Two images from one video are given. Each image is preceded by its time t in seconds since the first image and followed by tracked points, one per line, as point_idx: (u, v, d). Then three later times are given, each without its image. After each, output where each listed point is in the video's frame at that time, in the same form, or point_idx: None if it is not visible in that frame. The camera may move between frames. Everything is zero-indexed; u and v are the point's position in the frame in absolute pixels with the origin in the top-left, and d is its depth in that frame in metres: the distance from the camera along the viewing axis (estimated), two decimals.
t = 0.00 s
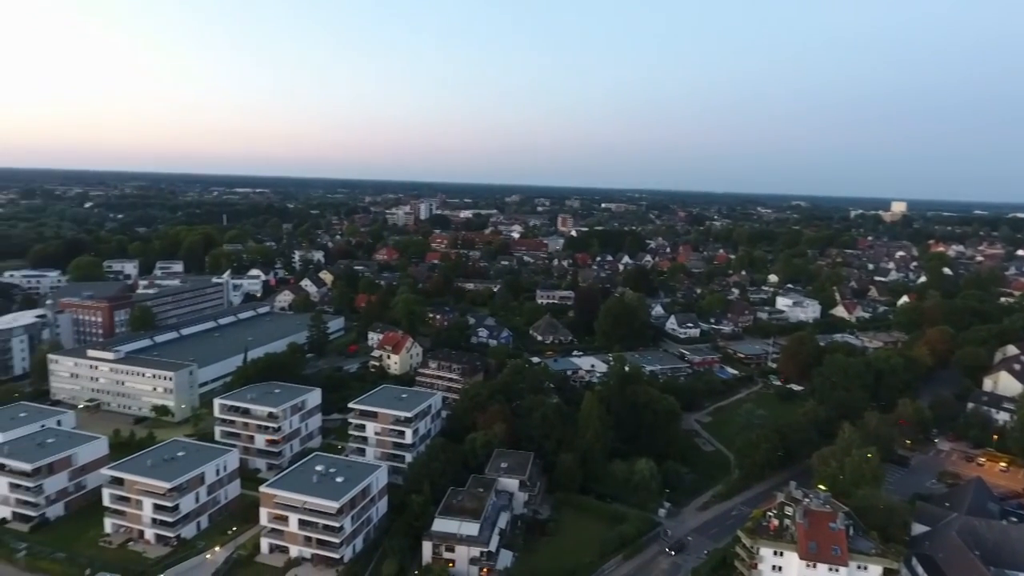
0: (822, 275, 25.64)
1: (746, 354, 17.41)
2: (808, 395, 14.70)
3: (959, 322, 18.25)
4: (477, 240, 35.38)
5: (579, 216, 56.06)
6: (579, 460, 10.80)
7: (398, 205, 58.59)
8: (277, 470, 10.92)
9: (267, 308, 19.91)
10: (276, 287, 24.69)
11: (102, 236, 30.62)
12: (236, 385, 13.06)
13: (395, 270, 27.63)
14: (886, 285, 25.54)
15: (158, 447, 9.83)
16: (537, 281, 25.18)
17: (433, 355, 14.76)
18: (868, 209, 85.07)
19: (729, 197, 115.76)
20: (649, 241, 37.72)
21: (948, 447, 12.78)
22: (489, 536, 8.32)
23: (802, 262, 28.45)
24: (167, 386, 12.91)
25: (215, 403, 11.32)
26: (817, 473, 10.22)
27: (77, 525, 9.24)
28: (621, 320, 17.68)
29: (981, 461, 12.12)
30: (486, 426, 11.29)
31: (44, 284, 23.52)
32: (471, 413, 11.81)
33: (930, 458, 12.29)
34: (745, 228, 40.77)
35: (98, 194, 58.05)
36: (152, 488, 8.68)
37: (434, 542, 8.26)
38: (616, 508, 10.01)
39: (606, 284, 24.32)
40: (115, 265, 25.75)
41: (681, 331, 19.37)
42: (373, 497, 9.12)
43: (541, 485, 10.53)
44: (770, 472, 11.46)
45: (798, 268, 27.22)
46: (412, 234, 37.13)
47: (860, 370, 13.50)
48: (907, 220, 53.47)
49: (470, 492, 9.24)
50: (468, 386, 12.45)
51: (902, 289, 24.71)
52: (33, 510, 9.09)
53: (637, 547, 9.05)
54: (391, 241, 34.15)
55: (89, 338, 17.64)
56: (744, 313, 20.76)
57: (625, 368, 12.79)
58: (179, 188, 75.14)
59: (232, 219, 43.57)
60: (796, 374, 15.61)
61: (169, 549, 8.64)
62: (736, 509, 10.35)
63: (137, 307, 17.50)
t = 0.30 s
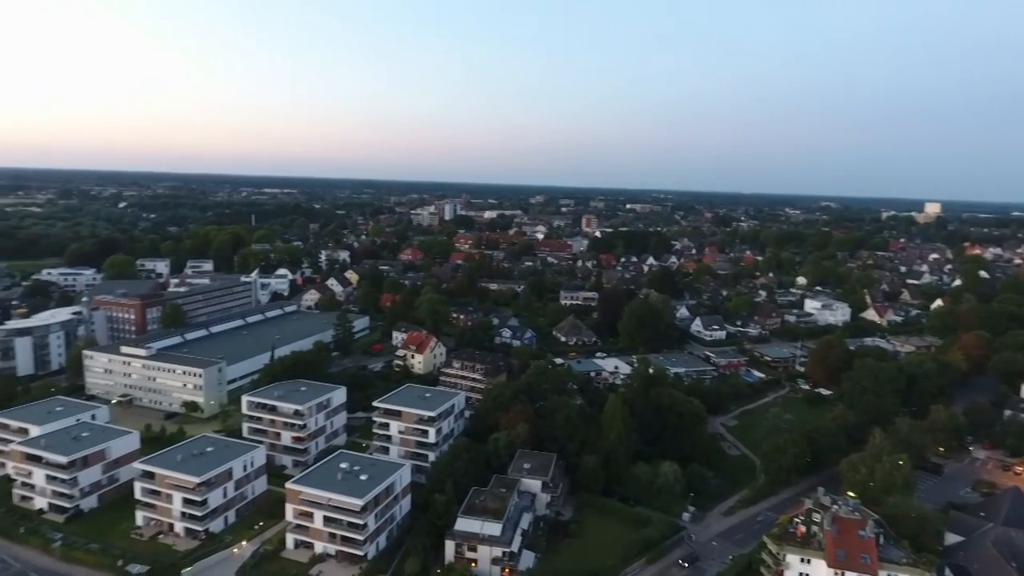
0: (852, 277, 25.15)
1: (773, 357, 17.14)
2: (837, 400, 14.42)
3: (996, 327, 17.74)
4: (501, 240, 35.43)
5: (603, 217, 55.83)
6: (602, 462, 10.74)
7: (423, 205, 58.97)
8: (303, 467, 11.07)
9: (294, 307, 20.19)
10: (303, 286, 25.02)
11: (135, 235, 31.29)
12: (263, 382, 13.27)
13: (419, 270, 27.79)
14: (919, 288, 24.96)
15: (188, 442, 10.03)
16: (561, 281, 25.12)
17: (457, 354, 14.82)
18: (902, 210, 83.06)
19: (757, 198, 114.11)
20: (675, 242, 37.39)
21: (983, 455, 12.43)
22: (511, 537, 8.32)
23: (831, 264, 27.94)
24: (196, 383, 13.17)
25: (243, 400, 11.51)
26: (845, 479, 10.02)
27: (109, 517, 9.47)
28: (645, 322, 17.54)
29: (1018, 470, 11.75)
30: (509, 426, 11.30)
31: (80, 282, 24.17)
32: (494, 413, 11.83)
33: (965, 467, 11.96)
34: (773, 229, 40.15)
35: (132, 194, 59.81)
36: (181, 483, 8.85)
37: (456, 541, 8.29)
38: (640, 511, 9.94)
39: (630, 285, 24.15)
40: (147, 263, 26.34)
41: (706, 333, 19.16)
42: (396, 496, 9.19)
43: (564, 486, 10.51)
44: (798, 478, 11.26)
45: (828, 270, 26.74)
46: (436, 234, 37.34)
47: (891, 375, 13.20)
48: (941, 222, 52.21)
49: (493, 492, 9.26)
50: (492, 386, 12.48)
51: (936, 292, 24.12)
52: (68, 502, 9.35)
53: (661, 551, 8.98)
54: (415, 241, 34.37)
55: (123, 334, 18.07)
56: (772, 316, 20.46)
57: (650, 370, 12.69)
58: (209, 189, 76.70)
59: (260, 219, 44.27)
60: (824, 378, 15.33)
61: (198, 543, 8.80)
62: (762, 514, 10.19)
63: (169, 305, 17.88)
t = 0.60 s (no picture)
0: (886, 280, 24.55)
1: (803, 361, 16.84)
2: (869, 405, 14.10)
3: None
4: (527, 241, 35.43)
5: (630, 218, 55.47)
6: (627, 465, 10.66)
7: (449, 206, 59.27)
8: (330, 464, 11.20)
9: (322, 306, 20.45)
10: (331, 285, 25.35)
11: (169, 235, 32.02)
12: (291, 380, 13.47)
13: (445, 270, 27.93)
14: (956, 292, 24.27)
15: (218, 438, 10.23)
16: (587, 282, 25.02)
17: (482, 355, 14.86)
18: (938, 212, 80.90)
19: (787, 198, 112.23)
20: (702, 243, 36.96)
21: None
22: (535, 538, 8.31)
23: (864, 266, 27.33)
24: (227, 379, 13.44)
25: (272, 397, 11.69)
26: (878, 487, 9.79)
27: (143, 509, 9.70)
28: (672, 324, 17.37)
29: None
30: (533, 427, 11.29)
31: (116, 279, 24.83)
32: (519, 414, 11.83)
33: (1004, 476, 11.59)
34: (804, 231, 39.42)
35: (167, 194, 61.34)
36: (212, 478, 9.03)
37: (480, 540, 8.32)
38: (665, 515, 9.84)
39: (657, 287, 23.95)
40: (181, 262, 26.94)
41: (734, 335, 18.91)
42: (421, 495, 9.23)
43: (588, 488, 10.46)
44: (828, 484, 11.04)
45: (860, 273, 26.17)
46: (462, 235, 37.49)
47: (926, 381, 12.86)
48: (981, 223, 50.72)
49: (517, 492, 9.26)
50: (516, 387, 12.48)
51: (974, 296, 23.43)
52: (104, 493, 9.61)
53: (687, 555, 8.88)
54: (441, 241, 34.55)
55: (157, 331, 18.51)
56: (802, 319, 20.10)
57: (676, 373, 12.57)
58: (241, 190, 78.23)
59: (290, 219, 44.95)
60: (856, 383, 15.00)
61: (227, 536, 8.97)
62: (791, 520, 10.01)
63: (201, 303, 18.27)
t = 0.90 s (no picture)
0: (925, 284, 23.84)
1: (838, 366, 16.46)
2: (908, 413, 13.71)
3: None
4: (555, 242, 35.36)
5: (660, 219, 54.92)
6: (655, 469, 10.55)
7: (478, 206, 59.53)
8: (359, 461, 11.33)
9: (352, 305, 20.71)
10: (361, 285, 25.65)
11: (205, 234, 32.79)
12: (321, 377, 13.67)
13: (473, 271, 28.02)
14: (999, 296, 23.46)
15: (251, 433, 10.42)
16: (615, 284, 24.85)
17: (510, 355, 14.87)
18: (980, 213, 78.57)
19: (821, 200, 109.93)
20: (733, 245, 36.42)
21: None
22: (562, 539, 8.27)
23: (902, 269, 26.59)
24: (259, 376, 13.70)
25: (303, 394, 11.88)
26: (915, 496, 9.52)
27: (178, 502, 9.93)
28: (702, 326, 17.15)
29: None
30: (560, 428, 11.25)
31: (154, 277, 25.50)
32: (547, 415, 11.81)
33: None
34: (839, 233, 38.54)
35: (203, 194, 62.98)
36: (245, 472, 9.21)
37: (506, 540, 8.32)
38: (694, 520, 9.72)
39: (686, 289, 23.66)
40: (216, 261, 27.55)
41: (767, 339, 18.59)
42: (448, 493, 9.28)
43: (615, 491, 10.39)
44: (863, 492, 10.78)
45: (899, 276, 25.47)
46: (490, 236, 37.56)
47: (967, 388, 12.46)
48: None
49: (543, 493, 9.24)
50: (544, 388, 12.45)
51: (1019, 301, 22.61)
52: (142, 485, 9.88)
53: (716, 561, 8.75)
54: (470, 242, 34.67)
55: (192, 328, 18.95)
56: (836, 323, 19.66)
57: (706, 376, 12.41)
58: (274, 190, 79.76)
59: (321, 219, 45.63)
60: (893, 390, 14.62)
61: (259, 530, 9.13)
62: (824, 529, 9.80)
63: (235, 301, 18.64)
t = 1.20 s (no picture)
0: (966, 287, 23.13)
1: (873, 371, 16.07)
2: (947, 420, 13.31)
3: None
4: (583, 243, 35.21)
5: (690, 220, 54.31)
6: (684, 473, 10.42)
7: (507, 207, 59.66)
8: (386, 459, 11.43)
9: (381, 304, 20.92)
10: (390, 284, 25.88)
11: (239, 233, 33.47)
12: (351, 375, 13.83)
13: (501, 271, 28.06)
14: None
15: (281, 430, 10.60)
16: (644, 285, 24.65)
17: (537, 356, 14.86)
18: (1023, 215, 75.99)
19: (856, 201, 107.45)
20: (765, 247, 35.81)
21: None
22: (588, 542, 8.23)
23: (942, 273, 25.84)
24: (290, 373, 13.93)
25: (332, 392, 12.04)
26: (954, 506, 9.24)
27: (211, 496, 10.15)
28: (732, 329, 16.90)
29: None
30: (587, 430, 11.20)
31: (190, 276, 26.10)
32: (574, 416, 11.76)
33: None
34: (875, 235, 37.60)
35: (237, 194, 64.36)
36: (275, 468, 9.37)
37: (532, 542, 8.31)
38: (723, 525, 9.58)
39: (717, 291, 23.35)
40: (249, 260, 28.09)
41: (799, 343, 18.24)
42: (475, 493, 9.30)
43: (643, 494, 10.30)
44: (899, 501, 10.48)
45: (938, 280, 24.76)
46: (519, 236, 37.58)
47: (1011, 396, 12.04)
48: None
49: (570, 495, 9.20)
50: (571, 389, 12.41)
51: None
52: (177, 479, 10.12)
53: (746, 567, 8.62)
54: (498, 242, 34.74)
55: (226, 326, 19.35)
56: (872, 327, 19.19)
57: (736, 380, 12.23)
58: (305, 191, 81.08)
59: (352, 219, 46.20)
60: (932, 396, 14.21)
61: (289, 525, 9.28)
62: (858, 537, 9.56)
63: (267, 300, 18.98)
